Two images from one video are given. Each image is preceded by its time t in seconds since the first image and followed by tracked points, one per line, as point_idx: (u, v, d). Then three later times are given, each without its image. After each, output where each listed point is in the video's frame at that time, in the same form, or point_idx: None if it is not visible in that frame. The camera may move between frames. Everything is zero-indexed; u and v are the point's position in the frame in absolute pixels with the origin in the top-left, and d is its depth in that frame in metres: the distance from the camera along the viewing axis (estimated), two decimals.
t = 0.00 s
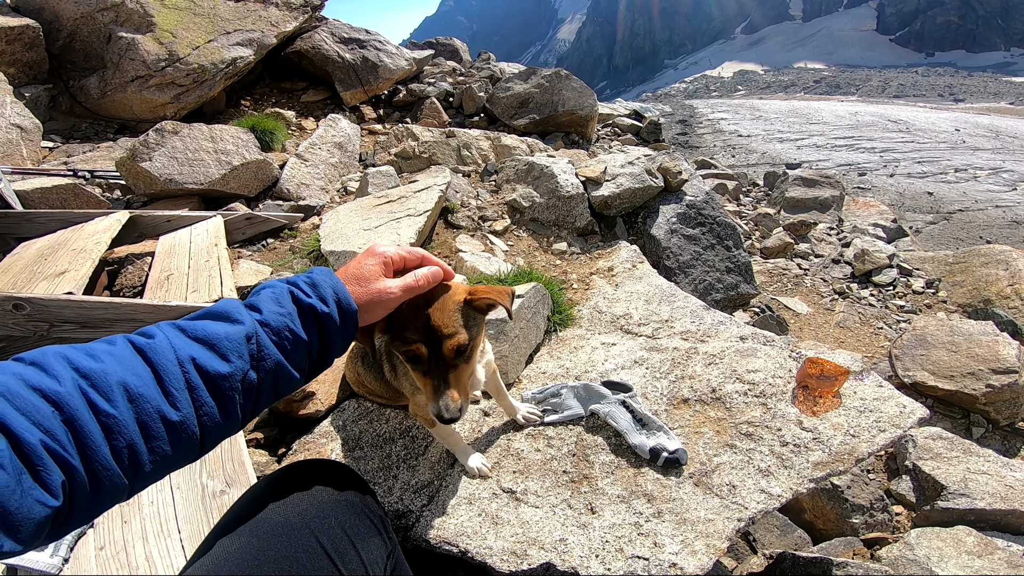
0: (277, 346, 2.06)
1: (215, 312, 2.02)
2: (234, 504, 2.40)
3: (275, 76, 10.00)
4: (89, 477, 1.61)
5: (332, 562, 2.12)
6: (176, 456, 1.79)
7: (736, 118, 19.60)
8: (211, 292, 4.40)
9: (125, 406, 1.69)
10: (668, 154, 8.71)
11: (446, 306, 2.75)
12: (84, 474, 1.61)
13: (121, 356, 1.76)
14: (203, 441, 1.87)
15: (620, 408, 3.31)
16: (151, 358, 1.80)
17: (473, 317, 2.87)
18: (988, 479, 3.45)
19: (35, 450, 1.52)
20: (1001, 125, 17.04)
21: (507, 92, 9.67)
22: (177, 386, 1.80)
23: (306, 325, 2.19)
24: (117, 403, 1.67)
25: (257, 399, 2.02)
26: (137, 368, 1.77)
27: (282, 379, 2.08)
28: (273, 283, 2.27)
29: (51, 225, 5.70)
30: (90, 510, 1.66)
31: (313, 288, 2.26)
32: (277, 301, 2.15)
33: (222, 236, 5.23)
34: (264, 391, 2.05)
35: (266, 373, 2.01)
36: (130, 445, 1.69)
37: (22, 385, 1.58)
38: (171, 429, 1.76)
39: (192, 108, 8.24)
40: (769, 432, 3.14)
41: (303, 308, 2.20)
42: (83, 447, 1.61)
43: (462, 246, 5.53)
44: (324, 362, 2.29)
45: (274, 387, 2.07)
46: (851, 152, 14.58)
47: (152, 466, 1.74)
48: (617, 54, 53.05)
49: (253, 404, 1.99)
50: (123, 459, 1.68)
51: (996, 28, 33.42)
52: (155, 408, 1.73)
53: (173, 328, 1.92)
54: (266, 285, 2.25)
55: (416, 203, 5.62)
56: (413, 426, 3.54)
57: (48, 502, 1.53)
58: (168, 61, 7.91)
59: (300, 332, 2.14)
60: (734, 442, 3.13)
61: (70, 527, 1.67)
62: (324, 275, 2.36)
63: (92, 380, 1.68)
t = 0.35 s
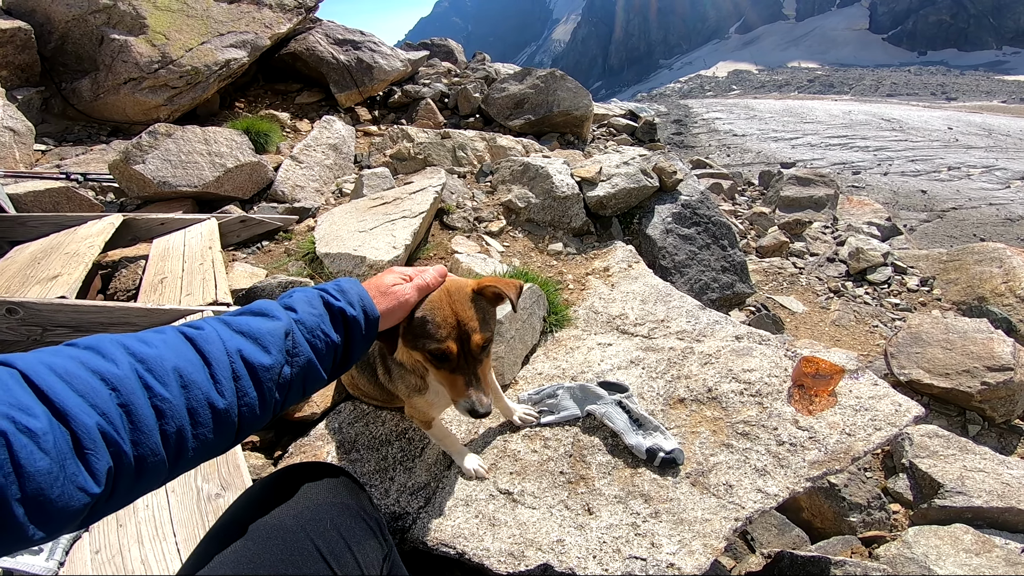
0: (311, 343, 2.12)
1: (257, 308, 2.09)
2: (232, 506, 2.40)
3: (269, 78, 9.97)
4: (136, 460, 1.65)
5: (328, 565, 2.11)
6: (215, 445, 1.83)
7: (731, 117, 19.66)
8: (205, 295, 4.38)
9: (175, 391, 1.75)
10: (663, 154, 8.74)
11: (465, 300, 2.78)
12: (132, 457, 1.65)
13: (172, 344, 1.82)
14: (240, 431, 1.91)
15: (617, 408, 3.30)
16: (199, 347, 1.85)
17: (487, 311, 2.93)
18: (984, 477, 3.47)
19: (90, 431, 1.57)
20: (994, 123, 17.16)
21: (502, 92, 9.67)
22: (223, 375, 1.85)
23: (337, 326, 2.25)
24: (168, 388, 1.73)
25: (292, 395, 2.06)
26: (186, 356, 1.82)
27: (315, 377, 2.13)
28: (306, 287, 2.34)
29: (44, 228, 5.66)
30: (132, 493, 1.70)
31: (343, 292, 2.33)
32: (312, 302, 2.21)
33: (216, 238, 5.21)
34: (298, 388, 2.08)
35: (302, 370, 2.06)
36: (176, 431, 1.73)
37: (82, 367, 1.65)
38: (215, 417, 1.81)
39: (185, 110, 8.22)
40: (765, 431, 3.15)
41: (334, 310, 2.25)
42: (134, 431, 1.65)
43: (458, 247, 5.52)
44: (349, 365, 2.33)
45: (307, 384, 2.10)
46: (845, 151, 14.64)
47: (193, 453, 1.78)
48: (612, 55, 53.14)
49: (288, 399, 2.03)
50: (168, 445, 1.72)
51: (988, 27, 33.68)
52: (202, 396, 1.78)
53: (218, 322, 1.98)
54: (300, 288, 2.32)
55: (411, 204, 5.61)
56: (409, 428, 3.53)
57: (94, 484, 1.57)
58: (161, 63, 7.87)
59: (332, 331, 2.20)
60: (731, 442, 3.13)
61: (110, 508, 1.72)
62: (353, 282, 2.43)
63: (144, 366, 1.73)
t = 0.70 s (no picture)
0: (299, 334, 2.13)
1: (244, 299, 2.10)
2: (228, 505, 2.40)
3: (262, 78, 9.92)
4: (122, 452, 1.66)
5: (322, 566, 2.09)
6: (202, 435, 1.85)
7: (725, 116, 19.71)
8: (198, 297, 4.35)
9: (161, 382, 1.75)
10: (657, 152, 8.76)
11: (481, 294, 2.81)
12: (118, 449, 1.66)
13: (158, 336, 1.83)
14: (228, 422, 1.93)
15: (612, 407, 3.30)
16: (184, 339, 1.86)
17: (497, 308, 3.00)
18: (978, 473, 3.49)
19: (76, 423, 1.58)
20: (984, 120, 17.30)
21: (496, 92, 9.67)
22: (209, 366, 1.87)
23: (326, 317, 2.26)
24: (154, 378, 1.74)
25: (279, 386, 2.08)
26: (172, 347, 1.83)
27: (301, 368, 2.14)
28: (295, 278, 2.35)
29: (34, 231, 5.61)
30: (120, 485, 1.71)
31: (333, 283, 2.33)
32: (302, 293, 2.22)
33: (208, 240, 5.18)
34: (285, 378, 2.11)
35: (288, 361, 2.08)
36: (163, 421, 1.74)
37: (66, 359, 1.65)
38: (201, 408, 1.82)
39: (177, 111, 8.16)
40: (760, 429, 3.16)
41: (324, 302, 2.26)
42: (119, 423, 1.66)
43: (452, 247, 5.51)
44: (337, 356, 2.36)
45: (295, 374, 2.13)
46: (837, 149, 14.72)
47: (180, 444, 1.79)
48: (605, 54, 53.20)
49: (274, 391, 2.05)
50: (155, 436, 1.74)
51: (978, 26, 33.96)
52: (188, 387, 1.79)
53: (204, 313, 1.99)
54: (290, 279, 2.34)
55: (405, 204, 5.59)
56: (404, 428, 3.52)
57: (82, 476, 1.58)
58: (151, 64, 7.82)
59: (320, 322, 2.22)
60: (726, 440, 3.14)
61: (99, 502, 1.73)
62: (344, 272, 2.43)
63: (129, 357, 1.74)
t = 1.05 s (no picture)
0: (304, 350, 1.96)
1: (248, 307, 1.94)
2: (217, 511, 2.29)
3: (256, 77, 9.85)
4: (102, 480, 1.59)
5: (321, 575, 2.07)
6: (192, 457, 1.76)
7: (720, 114, 19.72)
8: (192, 299, 4.31)
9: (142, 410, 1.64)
10: (653, 151, 8.74)
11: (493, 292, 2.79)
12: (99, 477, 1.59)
13: (145, 355, 1.70)
14: (221, 441, 1.83)
15: (610, 408, 3.29)
16: (172, 359, 1.73)
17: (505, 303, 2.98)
18: (975, 472, 3.49)
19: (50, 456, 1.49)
20: (978, 118, 17.36)
21: (492, 90, 9.63)
22: (199, 389, 1.75)
23: (340, 327, 2.08)
24: (136, 406, 1.63)
25: (280, 402, 1.95)
26: (159, 367, 1.71)
27: (307, 382, 2.00)
28: (312, 277, 2.16)
29: (27, 232, 5.56)
30: (105, 506, 1.65)
31: (355, 288, 2.13)
32: (314, 301, 2.04)
33: (202, 240, 5.13)
34: (289, 392, 1.98)
35: (290, 379, 1.93)
36: (148, 448, 1.65)
37: (38, 384, 1.54)
38: (189, 434, 1.72)
39: (170, 110, 8.09)
40: (759, 429, 3.14)
41: (341, 310, 2.08)
42: (99, 453, 1.57)
43: (449, 246, 5.48)
44: (355, 363, 2.20)
45: (303, 387, 2.00)
46: (833, 147, 14.74)
47: (168, 467, 1.72)
48: (601, 52, 53.17)
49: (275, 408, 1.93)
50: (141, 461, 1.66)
51: (972, 23, 34.10)
52: (172, 415, 1.68)
53: (201, 323, 1.84)
54: (306, 278, 2.15)
55: (401, 203, 5.56)
56: (402, 430, 3.50)
57: (60, 507, 1.52)
58: (144, 63, 7.74)
59: (331, 335, 2.03)
60: (725, 440, 3.12)
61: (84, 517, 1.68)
62: (367, 274, 2.22)
63: (108, 380, 1.62)
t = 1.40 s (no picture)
0: (314, 330, 1.99)
1: (261, 290, 1.98)
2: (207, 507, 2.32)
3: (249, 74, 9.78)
4: (132, 450, 1.58)
5: (306, 570, 2.05)
6: (214, 433, 1.76)
7: (716, 111, 19.74)
8: (182, 297, 4.27)
9: (173, 380, 1.66)
10: (647, 147, 8.73)
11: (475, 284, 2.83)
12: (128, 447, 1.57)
13: (172, 329, 1.73)
14: (239, 419, 1.83)
15: (603, 404, 3.28)
16: (197, 333, 1.75)
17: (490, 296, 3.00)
18: (969, 467, 3.49)
19: (86, 422, 1.49)
20: (971, 115, 17.43)
21: (486, 87, 9.60)
22: (224, 362, 1.76)
23: (343, 312, 2.12)
24: (167, 376, 1.64)
25: (292, 383, 1.97)
26: (186, 341, 1.73)
27: (316, 364, 2.03)
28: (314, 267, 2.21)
29: (15, 230, 5.50)
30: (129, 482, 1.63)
31: (352, 275, 2.18)
32: (318, 285, 2.09)
33: (193, 238, 5.09)
34: (298, 373, 1.99)
35: (303, 357, 1.96)
36: (176, 419, 1.65)
37: (73, 354, 1.55)
38: (214, 406, 1.73)
39: (162, 108, 8.02)
40: (751, 425, 3.14)
41: (340, 295, 2.12)
42: (131, 422, 1.57)
43: (442, 243, 5.45)
44: (352, 350, 2.22)
45: (309, 369, 2.01)
46: (827, 143, 14.78)
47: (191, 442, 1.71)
48: (597, 49, 53.12)
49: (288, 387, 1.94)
50: (167, 433, 1.65)
51: (965, 20, 34.22)
52: (201, 384, 1.69)
53: (220, 304, 1.88)
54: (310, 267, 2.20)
55: (393, 200, 5.53)
56: (394, 427, 3.48)
57: (89, 479, 1.50)
58: (134, 60, 7.67)
59: (338, 317, 2.08)
60: (717, 436, 3.12)
61: (102, 498, 1.64)
62: (363, 265, 2.28)
63: (139, 352, 1.63)
